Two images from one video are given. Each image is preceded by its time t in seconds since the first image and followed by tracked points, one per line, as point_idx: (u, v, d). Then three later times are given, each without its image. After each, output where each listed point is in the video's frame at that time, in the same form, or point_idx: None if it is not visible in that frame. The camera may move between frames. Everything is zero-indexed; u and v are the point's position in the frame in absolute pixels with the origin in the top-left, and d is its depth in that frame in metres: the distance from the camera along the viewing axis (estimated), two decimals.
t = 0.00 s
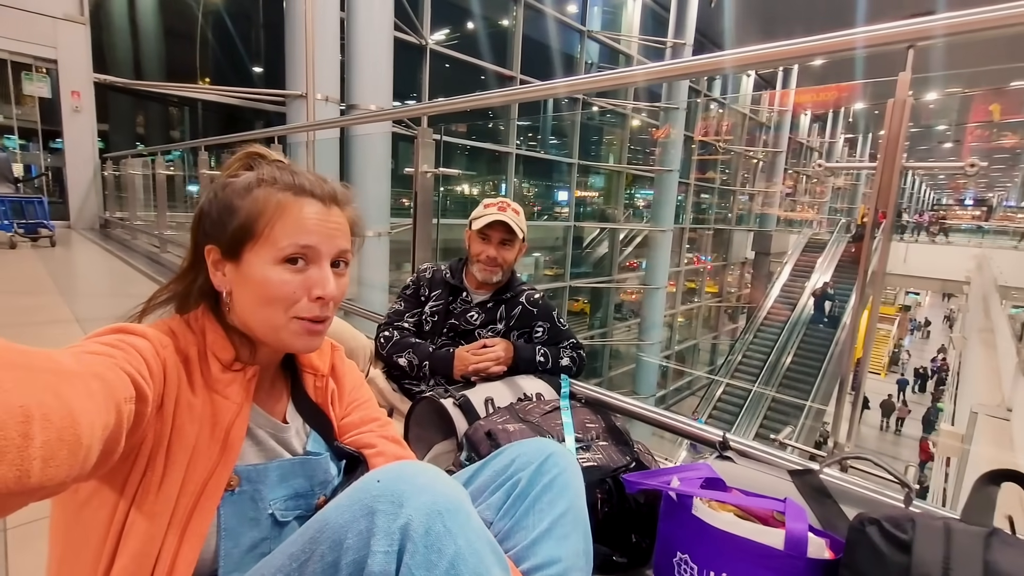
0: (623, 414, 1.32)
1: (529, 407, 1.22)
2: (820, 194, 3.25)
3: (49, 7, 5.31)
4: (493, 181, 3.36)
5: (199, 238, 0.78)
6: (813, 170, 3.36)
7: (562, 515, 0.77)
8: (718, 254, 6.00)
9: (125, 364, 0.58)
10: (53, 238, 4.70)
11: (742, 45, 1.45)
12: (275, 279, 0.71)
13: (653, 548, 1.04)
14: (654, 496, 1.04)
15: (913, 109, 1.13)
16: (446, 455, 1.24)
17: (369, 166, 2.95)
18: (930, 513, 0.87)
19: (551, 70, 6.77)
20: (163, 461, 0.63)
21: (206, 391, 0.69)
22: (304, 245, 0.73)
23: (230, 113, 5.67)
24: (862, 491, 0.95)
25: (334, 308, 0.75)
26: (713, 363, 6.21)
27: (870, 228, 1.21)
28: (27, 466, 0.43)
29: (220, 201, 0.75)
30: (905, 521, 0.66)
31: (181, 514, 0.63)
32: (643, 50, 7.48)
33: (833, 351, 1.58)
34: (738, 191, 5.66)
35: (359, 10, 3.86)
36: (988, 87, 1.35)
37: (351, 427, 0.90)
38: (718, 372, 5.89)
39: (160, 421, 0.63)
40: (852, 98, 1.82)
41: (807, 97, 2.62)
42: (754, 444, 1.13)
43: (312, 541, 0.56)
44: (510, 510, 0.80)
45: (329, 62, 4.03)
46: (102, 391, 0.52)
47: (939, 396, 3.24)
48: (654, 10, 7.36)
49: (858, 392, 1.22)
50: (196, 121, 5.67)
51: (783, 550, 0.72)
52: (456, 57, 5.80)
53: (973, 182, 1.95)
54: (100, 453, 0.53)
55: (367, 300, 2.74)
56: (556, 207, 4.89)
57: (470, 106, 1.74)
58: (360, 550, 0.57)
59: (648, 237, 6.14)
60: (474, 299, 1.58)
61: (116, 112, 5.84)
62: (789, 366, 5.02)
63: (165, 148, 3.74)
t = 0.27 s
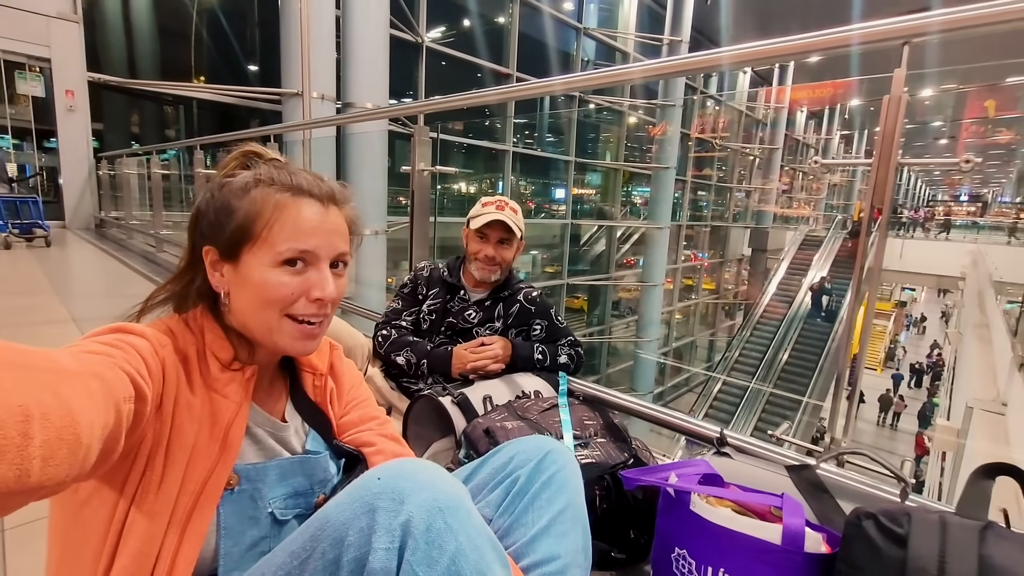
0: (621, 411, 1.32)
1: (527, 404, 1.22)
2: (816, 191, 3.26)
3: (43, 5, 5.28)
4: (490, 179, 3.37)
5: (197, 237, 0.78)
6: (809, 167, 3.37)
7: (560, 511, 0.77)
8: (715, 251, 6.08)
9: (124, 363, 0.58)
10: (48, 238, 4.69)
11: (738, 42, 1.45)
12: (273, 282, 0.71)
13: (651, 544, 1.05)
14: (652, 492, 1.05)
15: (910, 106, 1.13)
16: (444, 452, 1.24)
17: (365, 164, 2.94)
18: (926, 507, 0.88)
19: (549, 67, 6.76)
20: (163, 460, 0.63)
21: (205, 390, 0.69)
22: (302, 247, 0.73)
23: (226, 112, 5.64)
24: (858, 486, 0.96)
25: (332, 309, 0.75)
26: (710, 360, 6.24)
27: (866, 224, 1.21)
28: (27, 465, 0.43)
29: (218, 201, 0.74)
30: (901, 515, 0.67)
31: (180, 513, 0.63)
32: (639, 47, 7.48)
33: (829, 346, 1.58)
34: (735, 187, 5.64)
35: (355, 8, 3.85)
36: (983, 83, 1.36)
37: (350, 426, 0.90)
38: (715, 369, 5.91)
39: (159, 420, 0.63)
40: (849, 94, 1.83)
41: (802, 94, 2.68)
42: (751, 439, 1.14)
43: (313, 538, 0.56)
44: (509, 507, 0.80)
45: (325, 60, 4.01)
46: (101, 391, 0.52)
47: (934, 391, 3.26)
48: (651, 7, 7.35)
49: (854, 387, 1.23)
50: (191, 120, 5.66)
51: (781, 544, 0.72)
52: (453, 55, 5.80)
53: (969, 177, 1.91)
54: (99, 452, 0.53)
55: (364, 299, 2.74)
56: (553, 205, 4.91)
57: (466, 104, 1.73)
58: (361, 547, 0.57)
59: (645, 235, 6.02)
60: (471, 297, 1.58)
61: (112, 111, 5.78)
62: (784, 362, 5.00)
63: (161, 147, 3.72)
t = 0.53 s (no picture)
0: (618, 409, 1.32)
1: (524, 402, 1.23)
2: (813, 188, 3.27)
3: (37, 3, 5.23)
4: (487, 177, 3.36)
5: (189, 236, 0.75)
6: (805, 164, 3.38)
7: (558, 509, 0.77)
8: (712, 249, 6.12)
9: (118, 364, 0.58)
10: (44, 237, 4.66)
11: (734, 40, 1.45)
12: (282, 282, 0.71)
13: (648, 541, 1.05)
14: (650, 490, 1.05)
15: (905, 103, 1.14)
16: (442, 451, 1.24)
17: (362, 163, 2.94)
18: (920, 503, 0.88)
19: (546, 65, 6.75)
20: (158, 460, 0.63)
21: (201, 389, 0.69)
22: (310, 247, 0.73)
23: (222, 111, 5.62)
24: (854, 482, 0.96)
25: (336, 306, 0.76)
26: (707, 357, 6.26)
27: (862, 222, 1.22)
28: (21, 467, 0.43)
29: (217, 200, 0.73)
30: (896, 511, 0.67)
31: (177, 513, 0.63)
32: (636, 45, 7.47)
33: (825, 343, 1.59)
34: (732, 185, 5.52)
35: (351, 6, 3.84)
36: (979, 81, 1.36)
37: (346, 425, 0.90)
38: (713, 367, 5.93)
39: (154, 421, 0.63)
40: (844, 92, 1.83)
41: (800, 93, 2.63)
42: (748, 436, 1.14)
43: (309, 538, 0.56)
44: (506, 505, 0.81)
45: (321, 58, 4.00)
46: (95, 391, 0.52)
47: (930, 387, 3.28)
48: (648, 5, 7.33)
49: (851, 384, 1.23)
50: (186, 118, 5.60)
51: (777, 541, 0.72)
52: (450, 53, 5.79)
53: (964, 174, 1.94)
54: (94, 453, 0.52)
55: (362, 297, 2.73)
56: (551, 203, 4.91)
57: (463, 102, 1.73)
58: (357, 547, 0.57)
59: (643, 232, 6.06)
60: (469, 295, 1.58)
61: (106, 108, 5.82)
62: (781, 360, 5.02)
63: (156, 146, 3.71)
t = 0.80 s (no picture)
0: (615, 408, 1.32)
1: (520, 402, 1.22)
2: (812, 187, 3.27)
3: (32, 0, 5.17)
4: (485, 176, 3.35)
5: (177, 235, 0.69)
6: (804, 163, 3.38)
7: (551, 508, 0.77)
8: (711, 248, 6.10)
9: (104, 365, 0.58)
10: (40, 237, 4.65)
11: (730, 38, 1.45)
12: (299, 268, 0.75)
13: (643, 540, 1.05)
14: (645, 489, 1.05)
15: (901, 101, 1.14)
16: (437, 450, 1.24)
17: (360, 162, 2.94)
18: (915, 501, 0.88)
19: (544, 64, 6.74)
20: (146, 463, 0.62)
21: (190, 390, 0.69)
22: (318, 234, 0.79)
23: (219, 109, 5.60)
24: (849, 481, 0.96)
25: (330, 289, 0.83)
26: (706, 356, 6.26)
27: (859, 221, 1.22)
28: (4, 470, 0.44)
29: (220, 197, 0.70)
30: (888, 510, 0.67)
31: (165, 516, 0.63)
32: (635, 43, 7.47)
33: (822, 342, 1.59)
34: (731, 184, 5.53)
35: (349, 5, 3.83)
36: (977, 79, 1.36)
37: (337, 424, 0.90)
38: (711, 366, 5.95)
39: (141, 423, 0.62)
40: (842, 90, 1.83)
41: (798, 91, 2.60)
42: (744, 435, 1.14)
43: (298, 540, 0.56)
44: (498, 504, 0.81)
45: (319, 57, 3.98)
46: (80, 394, 0.52)
47: (928, 386, 3.28)
48: (646, 3, 7.32)
49: (847, 383, 1.23)
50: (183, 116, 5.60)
51: (770, 540, 0.73)
52: (448, 51, 5.78)
53: (963, 173, 1.99)
54: (79, 456, 0.53)
55: (360, 296, 2.73)
56: (549, 201, 4.92)
57: (460, 101, 1.73)
58: (345, 549, 0.57)
59: (643, 232, 6.09)
60: (465, 294, 1.57)
61: (102, 107, 5.84)
62: (779, 358, 5.03)
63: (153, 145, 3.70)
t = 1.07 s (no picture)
0: (614, 408, 1.32)
1: (520, 402, 1.22)
2: (812, 186, 3.27)
3: None
4: (485, 175, 3.35)
5: (170, 237, 0.69)
6: (803, 162, 3.38)
7: (549, 509, 0.77)
8: (711, 246, 6.11)
9: (95, 369, 0.57)
10: (39, 236, 4.64)
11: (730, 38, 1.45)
12: (295, 260, 0.76)
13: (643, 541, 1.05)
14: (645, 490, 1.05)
15: (901, 101, 1.14)
16: (437, 450, 1.24)
17: (360, 161, 2.94)
18: (915, 502, 0.88)
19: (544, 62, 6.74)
20: (139, 467, 0.62)
21: (183, 393, 0.69)
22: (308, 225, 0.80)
23: (218, 108, 5.58)
24: (849, 482, 0.96)
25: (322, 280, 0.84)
26: (706, 354, 6.26)
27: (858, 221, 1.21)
28: None
29: (210, 195, 0.70)
30: (889, 511, 0.67)
31: (160, 520, 0.63)
32: (634, 42, 7.46)
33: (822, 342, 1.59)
34: (731, 183, 5.53)
35: (348, 4, 3.83)
36: (977, 79, 1.36)
37: (334, 425, 0.89)
38: (711, 365, 5.93)
39: (133, 426, 0.62)
40: (842, 90, 1.83)
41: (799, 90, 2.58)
42: (743, 435, 1.14)
43: (293, 546, 0.56)
44: (496, 506, 0.81)
45: (318, 56, 3.98)
46: (72, 399, 0.52)
47: (928, 385, 3.28)
48: (646, 2, 7.32)
49: (847, 383, 1.23)
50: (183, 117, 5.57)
51: (770, 542, 0.72)
52: (448, 50, 5.78)
53: (963, 172, 2.00)
54: (71, 460, 0.53)
55: (359, 296, 2.72)
56: (549, 200, 4.92)
57: (459, 100, 1.72)
58: (340, 555, 0.56)
59: (642, 231, 6.12)
60: (465, 294, 1.57)
61: (102, 106, 5.79)
62: (779, 357, 5.04)
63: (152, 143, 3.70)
